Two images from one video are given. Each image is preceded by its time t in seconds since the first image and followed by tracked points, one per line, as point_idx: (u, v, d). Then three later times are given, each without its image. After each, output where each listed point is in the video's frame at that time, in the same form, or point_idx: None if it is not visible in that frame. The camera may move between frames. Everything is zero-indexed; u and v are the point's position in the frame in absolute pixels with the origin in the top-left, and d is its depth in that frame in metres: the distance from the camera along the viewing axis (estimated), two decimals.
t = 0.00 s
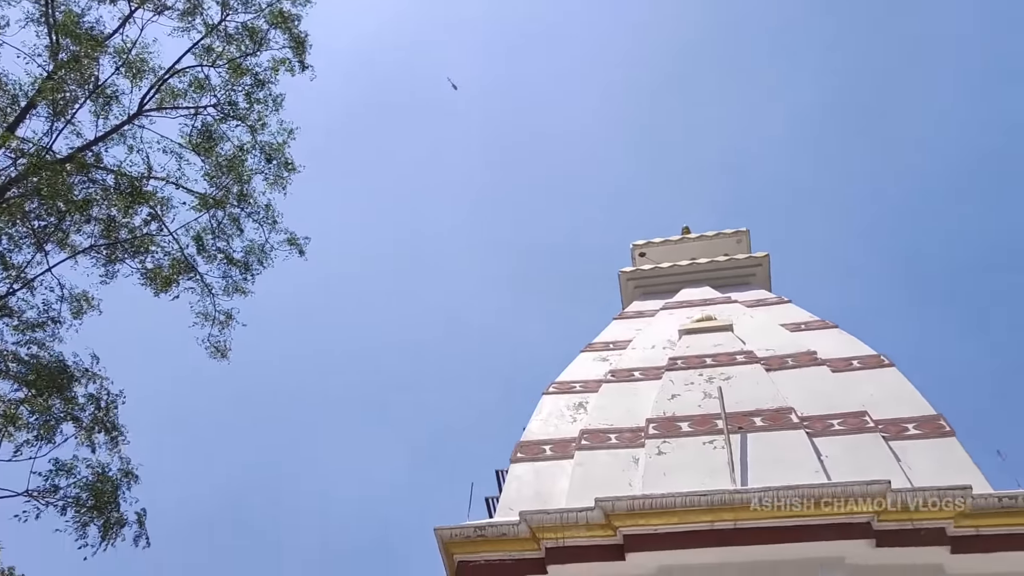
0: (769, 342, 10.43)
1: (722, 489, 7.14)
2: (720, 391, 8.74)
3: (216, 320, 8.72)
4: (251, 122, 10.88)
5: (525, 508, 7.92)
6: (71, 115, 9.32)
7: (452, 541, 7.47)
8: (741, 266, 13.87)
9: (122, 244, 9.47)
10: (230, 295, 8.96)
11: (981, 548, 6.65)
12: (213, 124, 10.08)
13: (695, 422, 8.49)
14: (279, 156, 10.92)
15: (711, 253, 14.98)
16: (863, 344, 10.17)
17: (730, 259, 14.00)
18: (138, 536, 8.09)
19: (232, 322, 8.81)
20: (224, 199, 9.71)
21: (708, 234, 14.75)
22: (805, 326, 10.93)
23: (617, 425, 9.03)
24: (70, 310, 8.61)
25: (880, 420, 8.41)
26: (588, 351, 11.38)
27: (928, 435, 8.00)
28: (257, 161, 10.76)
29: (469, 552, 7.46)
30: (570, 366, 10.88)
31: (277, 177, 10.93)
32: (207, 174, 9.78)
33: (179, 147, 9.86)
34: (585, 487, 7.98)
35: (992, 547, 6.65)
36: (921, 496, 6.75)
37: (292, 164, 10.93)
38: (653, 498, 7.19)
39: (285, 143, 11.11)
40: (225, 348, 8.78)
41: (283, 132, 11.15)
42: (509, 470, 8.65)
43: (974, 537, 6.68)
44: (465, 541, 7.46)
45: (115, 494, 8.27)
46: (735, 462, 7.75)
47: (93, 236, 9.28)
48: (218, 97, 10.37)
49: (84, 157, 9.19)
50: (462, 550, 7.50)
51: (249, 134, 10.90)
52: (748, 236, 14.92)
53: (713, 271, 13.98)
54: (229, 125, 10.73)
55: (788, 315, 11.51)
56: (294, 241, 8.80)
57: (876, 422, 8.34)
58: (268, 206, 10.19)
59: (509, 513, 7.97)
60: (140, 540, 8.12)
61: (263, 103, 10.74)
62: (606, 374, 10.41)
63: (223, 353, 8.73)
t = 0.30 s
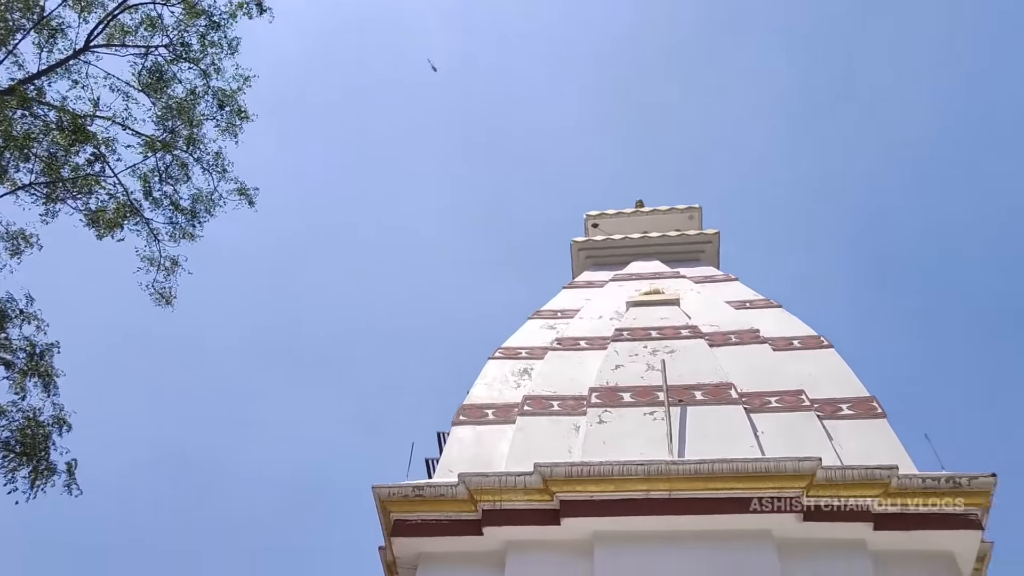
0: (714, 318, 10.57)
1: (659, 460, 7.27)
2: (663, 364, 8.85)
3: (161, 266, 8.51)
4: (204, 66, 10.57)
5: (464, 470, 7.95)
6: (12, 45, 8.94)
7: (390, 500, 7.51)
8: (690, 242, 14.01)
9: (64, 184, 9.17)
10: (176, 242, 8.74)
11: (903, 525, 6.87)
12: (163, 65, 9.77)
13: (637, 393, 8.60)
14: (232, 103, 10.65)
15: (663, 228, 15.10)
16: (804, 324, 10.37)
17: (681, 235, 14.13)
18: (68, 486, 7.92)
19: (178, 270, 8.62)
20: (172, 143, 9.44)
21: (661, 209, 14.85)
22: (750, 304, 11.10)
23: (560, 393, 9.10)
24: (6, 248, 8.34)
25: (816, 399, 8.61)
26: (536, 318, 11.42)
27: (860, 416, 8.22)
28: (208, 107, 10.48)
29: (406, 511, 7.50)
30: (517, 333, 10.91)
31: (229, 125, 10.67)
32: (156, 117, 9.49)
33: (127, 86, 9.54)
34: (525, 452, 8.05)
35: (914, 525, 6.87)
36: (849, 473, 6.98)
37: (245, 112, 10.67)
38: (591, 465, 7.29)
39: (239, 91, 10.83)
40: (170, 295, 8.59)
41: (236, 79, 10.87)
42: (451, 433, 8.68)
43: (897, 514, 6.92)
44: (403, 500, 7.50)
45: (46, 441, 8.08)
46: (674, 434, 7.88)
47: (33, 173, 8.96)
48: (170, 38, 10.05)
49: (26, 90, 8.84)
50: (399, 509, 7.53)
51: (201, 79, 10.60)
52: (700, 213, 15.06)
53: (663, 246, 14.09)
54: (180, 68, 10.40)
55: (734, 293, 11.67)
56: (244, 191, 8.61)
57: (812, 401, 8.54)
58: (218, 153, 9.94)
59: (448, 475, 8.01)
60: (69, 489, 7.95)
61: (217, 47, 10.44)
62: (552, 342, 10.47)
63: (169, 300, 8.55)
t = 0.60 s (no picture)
0: (668, 295, 10.68)
1: (607, 431, 7.37)
2: (616, 337, 8.93)
3: (112, 216, 8.30)
4: (163, 13, 10.28)
5: (414, 434, 7.97)
6: None
7: (337, 462, 7.52)
8: (649, 219, 14.10)
9: (13, 126, 8.88)
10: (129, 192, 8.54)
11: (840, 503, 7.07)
12: (121, 8, 9.47)
13: (589, 365, 8.68)
14: (192, 53, 10.38)
15: (622, 203, 15.15)
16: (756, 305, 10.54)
17: (640, 211, 14.21)
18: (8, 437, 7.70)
19: (131, 220, 8.43)
20: (128, 89, 9.19)
21: (622, 184, 14.90)
22: (704, 283, 11.23)
23: (513, 362, 9.14)
24: None
25: (763, 378, 8.78)
26: (492, 287, 11.43)
27: (804, 396, 8.40)
28: (166, 55, 10.21)
29: (353, 473, 7.51)
30: (472, 301, 10.91)
31: (188, 75, 10.41)
32: (112, 62, 9.22)
33: (82, 29, 9.24)
34: (475, 419, 8.09)
35: (850, 503, 7.07)
36: (791, 451, 7.16)
37: (205, 62, 10.41)
38: (541, 434, 7.36)
39: (199, 40, 10.56)
40: (121, 247, 8.40)
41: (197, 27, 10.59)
42: (402, 397, 8.68)
43: (834, 493, 7.12)
44: (350, 462, 7.51)
45: None
46: (623, 406, 7.98)
47: None
48: None
49: None
50: (346, 472, 7.54)
51: (160, 26, 10.31)
52: (660, 190, 15.15)
53: (621, 221, 14.16)
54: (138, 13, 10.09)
55: (689, 271, 11.79)
56: (204, 142, 8.43)
57: (759, 379, 8.70)
58: (175, 102, 9.70)
59: (398, 438, 8.03)
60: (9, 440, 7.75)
61: None
62: (507, 311, 10.49)
63: (118, 252, 8.36)
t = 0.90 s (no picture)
0: (633, 273, 10.75)
1: (568, 406, 7.43)
2: (580, 314, 8.98)
3: (72, 175, 8.11)
4: None
5: (375, 404, 7.97)
6: None
7: (297, 430, 7.50)
8: (617, 197, 14.15)
9: None
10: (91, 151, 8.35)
11: (793, 481, 7.21)
12: None
13: (552, 340, 8.72)
14: (159, 10, 10.14)
15: (591, 181, 15.16)
16: (719, 286, 10.66)
17: (608, 189, 14.24)
18: None
19: (91, 180, 8.23)
20: (91, 45, 8.96)
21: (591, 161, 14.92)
22: (669, 263, 11.31)
23: (477, 335, 9.15)
24: None
25: (723, 358, 8.90)
26: (458, 260, 11.41)
27: (762, 377, 8.54)
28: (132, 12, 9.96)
29: (313, 441, 7.50)
30: (438, 273, 10.89)
31: (155, 33, 10.17)
32: (76, 16, 8.97)
33: None
34: (437, 390, 8.11)
35: (802, 482, 7.23)
36: (747, 430, 7.29)
37: (172, 19, 10.17)
38: (502, 407, 7.40)
39: None
40: (80, 208, 8.21)
41: None
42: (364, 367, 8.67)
43: (787, 472, 7.30)
44: (310, 430, 7.49)
45: None
46: (584, 382, 8.05)
47: None
48: None
49: None
50: (306, 440, 7.53)
51: None
52: (628, 168, 15.20)
53: (589, 199, 14.19)
54: None
55: (655, 250, 11.86)
56: (169, 101, 8.23)
57: (718, 359, 8.82)
58: (141, 61, 9.49)
59: (359, 408, 8.02)
60: None
61: None
62: (472, 285, 10.48)
63: (77, 212, 8.17)
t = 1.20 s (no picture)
0: (606, 251, 10.77)
1: (540, 383, 7.47)
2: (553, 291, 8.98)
3: (36, 144, 7.93)
4: None
5: (346, 379, 7.94)
6: None
7: (268, 404, 7.47)
8: (591, 175, 14.16)
9: None
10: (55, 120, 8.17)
11: (760, 459, 7.31)
12: None
13: (524, 318, 8.73)
14: None
15: (566, 159, 15.13)
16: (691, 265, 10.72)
17: (583, 167, 14.24)
18: None
19: (55, 150, 8.06)
20: (57, 11, 8.75)
21: (566, 139, 14.90)
22: (642, 241, 11.34)
23: (449, 311, 9.13)
24: None
25: (694, 337, 8.97)
26: (432, 236, 11.35)
27: (732, 356, 8.62)
28: None
29: (283, 416, 7.47)
30: (411, 249, 10.83)
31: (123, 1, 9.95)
32: None
33: None
34: (409, 367, 8.10)
35: (769, 460, 7.33)
36: (716, 409, 7.35)
37: None
38: (474, 383, 7.42)
39: None
40: (43, 178, 8.04)
41: None
42: (336, 342, 8.63)
43: (755, 450, 7.36)
44: (281, 405, 7.46)
45: None
46: (556, 359, 8.08)
47: None
48: None
49: None
50: (276, 415, 7.49)
51: None
52: (603, 147, 15.20)
53: (564, 176, 14.18)
54: None
55: (628, 229, 11.88)
56: (137, 71, 8.06)
57: (690, 338, 8.89)
58: (108, 29, 9.29)
59: (330, 383, 7.98)
60: None
61: None
62: (445, 261, 10.44)
63: (41, 183, 7.99)
